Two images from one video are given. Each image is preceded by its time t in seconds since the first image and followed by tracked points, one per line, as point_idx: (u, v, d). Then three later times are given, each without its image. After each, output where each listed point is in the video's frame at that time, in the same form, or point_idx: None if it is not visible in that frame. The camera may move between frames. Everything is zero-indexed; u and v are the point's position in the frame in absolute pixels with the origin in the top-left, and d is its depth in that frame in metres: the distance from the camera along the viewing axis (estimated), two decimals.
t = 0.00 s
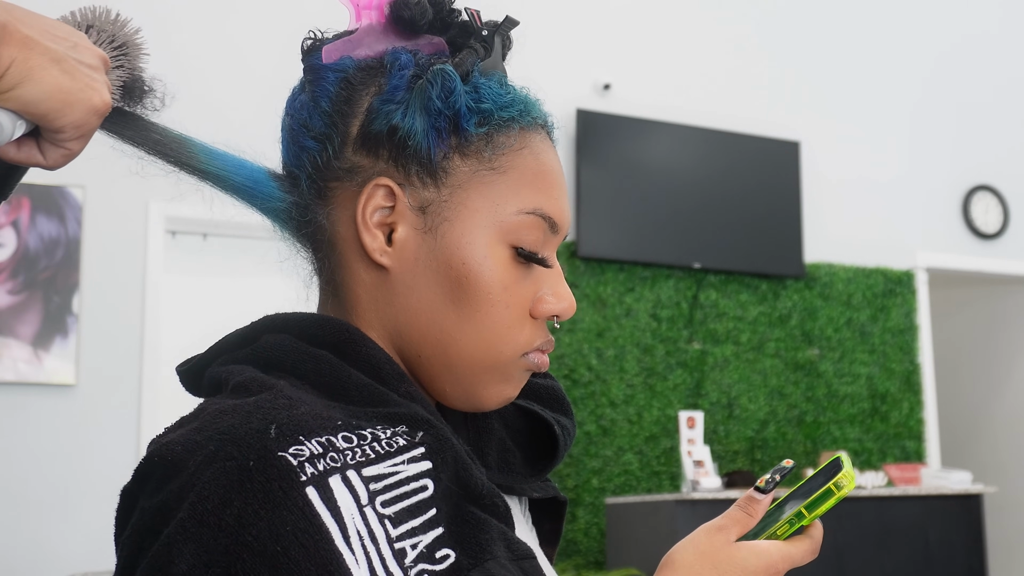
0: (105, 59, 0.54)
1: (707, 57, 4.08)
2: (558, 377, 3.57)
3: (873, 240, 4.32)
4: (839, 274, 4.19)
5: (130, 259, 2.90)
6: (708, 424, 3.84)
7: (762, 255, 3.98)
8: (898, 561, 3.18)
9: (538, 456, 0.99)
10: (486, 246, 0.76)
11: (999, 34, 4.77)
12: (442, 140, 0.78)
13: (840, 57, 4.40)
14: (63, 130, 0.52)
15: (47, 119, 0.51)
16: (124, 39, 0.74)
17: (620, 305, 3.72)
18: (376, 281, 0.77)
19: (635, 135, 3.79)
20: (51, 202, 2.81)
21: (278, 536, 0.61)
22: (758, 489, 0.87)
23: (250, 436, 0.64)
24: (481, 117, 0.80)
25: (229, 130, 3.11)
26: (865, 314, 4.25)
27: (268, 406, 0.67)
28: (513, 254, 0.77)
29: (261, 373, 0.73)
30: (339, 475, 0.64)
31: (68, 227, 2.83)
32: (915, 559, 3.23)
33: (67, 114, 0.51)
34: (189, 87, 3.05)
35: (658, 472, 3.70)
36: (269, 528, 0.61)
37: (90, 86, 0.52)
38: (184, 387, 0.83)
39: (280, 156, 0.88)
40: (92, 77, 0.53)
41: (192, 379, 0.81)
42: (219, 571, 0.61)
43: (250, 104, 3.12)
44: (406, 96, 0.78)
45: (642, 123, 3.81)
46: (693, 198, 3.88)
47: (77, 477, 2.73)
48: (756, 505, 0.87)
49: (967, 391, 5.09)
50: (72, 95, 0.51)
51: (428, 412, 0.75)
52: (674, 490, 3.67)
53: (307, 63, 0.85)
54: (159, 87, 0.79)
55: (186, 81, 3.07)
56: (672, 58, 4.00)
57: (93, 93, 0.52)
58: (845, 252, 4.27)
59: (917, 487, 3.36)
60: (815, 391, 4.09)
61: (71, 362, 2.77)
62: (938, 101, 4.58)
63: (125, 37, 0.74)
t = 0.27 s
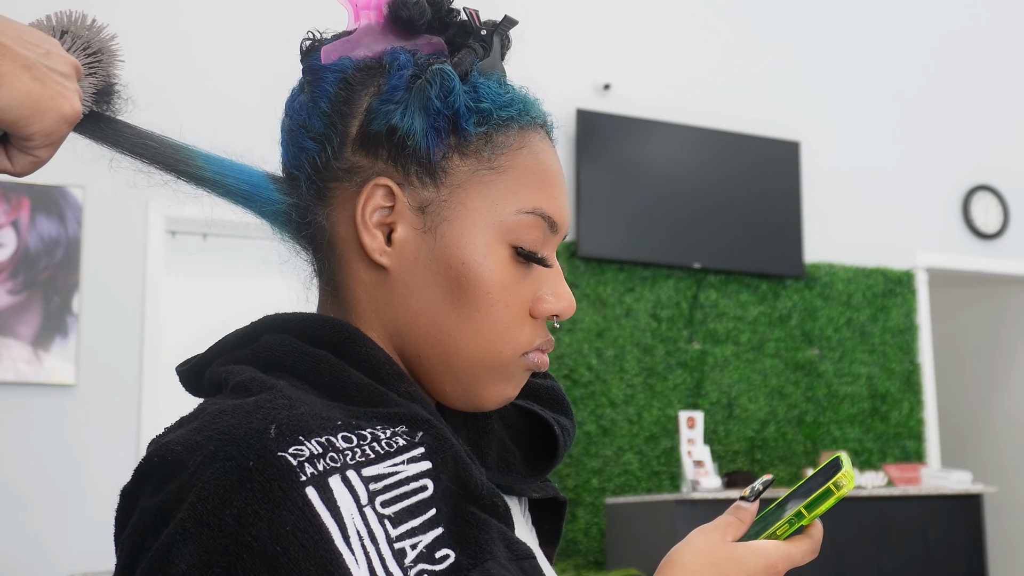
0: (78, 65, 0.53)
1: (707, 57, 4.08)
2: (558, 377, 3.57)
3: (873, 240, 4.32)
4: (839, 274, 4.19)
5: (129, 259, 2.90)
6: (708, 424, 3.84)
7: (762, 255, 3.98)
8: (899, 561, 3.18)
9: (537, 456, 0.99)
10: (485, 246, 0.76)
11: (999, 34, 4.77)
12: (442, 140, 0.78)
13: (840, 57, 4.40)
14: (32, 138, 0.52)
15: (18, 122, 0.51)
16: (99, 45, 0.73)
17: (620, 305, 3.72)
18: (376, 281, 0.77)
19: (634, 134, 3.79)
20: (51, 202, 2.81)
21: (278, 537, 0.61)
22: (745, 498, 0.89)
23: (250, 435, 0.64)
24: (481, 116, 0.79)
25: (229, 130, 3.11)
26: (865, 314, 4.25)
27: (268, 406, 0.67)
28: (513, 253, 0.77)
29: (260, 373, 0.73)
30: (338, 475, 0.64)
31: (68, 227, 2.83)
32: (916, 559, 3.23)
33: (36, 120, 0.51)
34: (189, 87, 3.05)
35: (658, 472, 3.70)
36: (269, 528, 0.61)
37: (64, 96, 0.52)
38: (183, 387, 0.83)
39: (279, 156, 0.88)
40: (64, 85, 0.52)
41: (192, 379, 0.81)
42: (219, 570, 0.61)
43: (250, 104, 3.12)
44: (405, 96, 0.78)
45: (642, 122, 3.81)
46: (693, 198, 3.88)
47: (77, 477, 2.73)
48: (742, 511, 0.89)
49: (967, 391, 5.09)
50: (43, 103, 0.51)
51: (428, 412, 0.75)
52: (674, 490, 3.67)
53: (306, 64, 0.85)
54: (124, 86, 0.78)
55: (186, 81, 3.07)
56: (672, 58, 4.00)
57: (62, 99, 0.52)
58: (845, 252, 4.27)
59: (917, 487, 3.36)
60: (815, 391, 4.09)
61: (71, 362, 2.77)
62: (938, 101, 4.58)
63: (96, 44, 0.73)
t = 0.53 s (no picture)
0: (61, 79, 0.53)
1: (707, 57, 4.08)
2: (558, 377, 3.57)
3: (873, 240, 4.32)
4: (839, 274, 4.19)
5: (129, 259, 2.90)
6: (708, 424, 3.84)
7: (762, 255, 3.98)
8: (898, 561, 3.18)
9: (537, 458, 0.99)
10: (488, 246, 0.76)
11: (999, 34, 4.77)
12: (445, 140, 0.78)
13: (840, 57, 4.40)
14: (12, 149, 0.51)
15: None
16: (81, 58, 0.72)
17: (621, 305, 3.72)
18: (378, 281, 0.77)
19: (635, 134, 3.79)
20: (51, 202, 2.81)
21: (279, 536, 0.61)
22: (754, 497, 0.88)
23: (252, 435, 0.64)
24: (483, 117, 0.80)
25: (229, 130, 3.11)
26: (865, 314, 4.25)
27: (270, 406, 0.67)
28: (515, 253, 0.77)
29: (262, 373, 0.73)
30: (340, 476, 0.64)
31: (68, 227, 2.83)
32: (915, 559, 3.23)
33: (17, 131, 0.50)
34: (190, 87, 3.05)
35: (658, 472, 3.70)
36: (270, 528, 0.61)
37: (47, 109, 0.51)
38: (184, 388, 0.83)
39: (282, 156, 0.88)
40: (47, 98, 0.52)
41: (194, 379, 0.81)
42: (220, 570, 0.61)
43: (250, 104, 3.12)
44: (408, 96, 0.78)
45: (642, 123, 3.81)
46: (693, 198, 3.88)
47: (77, 477, 2.73)
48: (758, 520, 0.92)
49: (968, 391, 5.09)
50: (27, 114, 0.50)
51: (429, 412, 0.75)
52: (674, 490, 3.67)
53: (309, 64, 0.85)
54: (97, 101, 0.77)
55: (187, 81, 3.07)
56: (672, 58, 4.00)
57: (44, 111, 0.51)
58: (845, 253, 4.27)
59: (917, 487, 3.36)
60: (815, 391, 4.09)
61: (71, 362, 2.77)
62: (938, 102, 4.58)
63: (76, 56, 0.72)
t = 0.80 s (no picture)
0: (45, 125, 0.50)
1: (707, 57, 4.08)
2: (558, 377, 3.57)
3: (873, 240, 4.32)
4: (839, 274, 4.19)
5: (129, 259, 2.90)
6: (708, 424, 3.85)
7: (762, 255, 3.98)
8: (898, 561, 3.18)
9: (537, 459, 0.99)
10: (490, 247, 0.76)
11: (999, 34, 4.78)
12: (447, 141, 0.78)
13: (840, 57, 4.40)
14: None
15: None
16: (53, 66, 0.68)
17: (620, 305, 3.72)
18: (379, 281, 0.77)
19: (635, 134, 3.79)
20: (51, 202, 2.81)
21: (279, 537, 0.61)
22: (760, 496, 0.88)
23: (252, 435, 0.64)
24: (487, 118, 0.80)
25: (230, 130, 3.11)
26: (865, 314, 4.25)
27: (270, 406, 0.67)
28: (517, 255, 0.77)
29: (263, 373, 0.73)
30: (340, 476, 0.64)
31: (68, 227, 2.83)
32: (915, 559, 3.23)
33: None
34: (190, 87, 3.05)
35: (658, 472, 3.70)
36: (270, 528, 0.61)
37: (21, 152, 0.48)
38: (186, 388, 0.83)
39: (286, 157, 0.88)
40: (27, 139, 0.49)
41: (194, 379, 0.81)
42: (220, 570, 0.61)
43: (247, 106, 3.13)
44: (412, 96, 0.78)
45: (642, 123, 3.81)
46: (693, 198, 3.88)
47: (76, 477, 2.73)
48: (758, 512, 0.87)
49: (968, 391, 5.09)
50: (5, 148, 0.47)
51: (429, 413, 0.75)
52: (674, 490, 3.67)
53: (313, 64, 0.85)
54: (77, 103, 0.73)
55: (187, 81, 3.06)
56: (673, 58, 4.00)
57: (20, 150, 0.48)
58: (845, 252, 4.27)
59: (917, 487, 3.36)
60: (815, 391, 4.09)
61: (71, 362, 2.77)
62: (937, 102, 4.58)
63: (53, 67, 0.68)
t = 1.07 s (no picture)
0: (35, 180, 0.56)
1: (706, 57, 4.08)
2: (559, 377, 3.57)
3: (873, 240, 4.32)
4: (839, 274, 4.19)
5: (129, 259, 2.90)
6: (708, 424, 3.85)
7: (762, 255, 3.98)
8: (897, 560, 3.18)
9: (538, 460, 0.99)
10: (493, 248, 0.76)
11: (999, 34, 4.77)
12: (452, 142, 0.78)
13: (840, 57, 4.40)
14: None
15: None
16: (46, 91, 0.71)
17: (620, 305, 3.72)
18: (383, 281, 0.77)
19: (635, 134, 3.79)
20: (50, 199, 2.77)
21: (281, 537, 0.61)
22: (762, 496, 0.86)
23: (254, 435, 0.64)
24: (491, 119, 0.80)
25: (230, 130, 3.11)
26: (865, 314, 4.25)
27: (272, 406, 0.67)
28: (520, 256, 0.77)
29: (265, 373, 0.73)
30: (343, 476, 0.64)
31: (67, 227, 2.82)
32: (915, 559, 3.23)
33: None
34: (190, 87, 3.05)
35: (658, 472, 3.70)
36: (272, 528, 0.61)
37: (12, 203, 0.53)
38: (187, 388, 0.83)
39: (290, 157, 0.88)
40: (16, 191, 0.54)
41: (195, 378, 0.81)
42: (223, 570, 0.61)
43: (251, 104, 3.12)
44: (416, 97, 0.78)
45: (642, 122, 3.81)
46: (693, 197, 3.88)
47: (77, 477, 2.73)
48: (761, 512, 0.86)
49: (967, 391, 5.09)
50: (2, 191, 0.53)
51: (431, 414, 0.75)
52: (674, 490, 3.68)
53: (318, 65, 0.85)
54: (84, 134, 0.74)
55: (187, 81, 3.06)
56: (672, 57, 4.00)
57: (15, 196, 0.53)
58: (845, 252, 4.27)
59: (917, 487, 3.36)
60: (815, 391, 4.09)
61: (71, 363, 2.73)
62: (937, 102, 4.58)
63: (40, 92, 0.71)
